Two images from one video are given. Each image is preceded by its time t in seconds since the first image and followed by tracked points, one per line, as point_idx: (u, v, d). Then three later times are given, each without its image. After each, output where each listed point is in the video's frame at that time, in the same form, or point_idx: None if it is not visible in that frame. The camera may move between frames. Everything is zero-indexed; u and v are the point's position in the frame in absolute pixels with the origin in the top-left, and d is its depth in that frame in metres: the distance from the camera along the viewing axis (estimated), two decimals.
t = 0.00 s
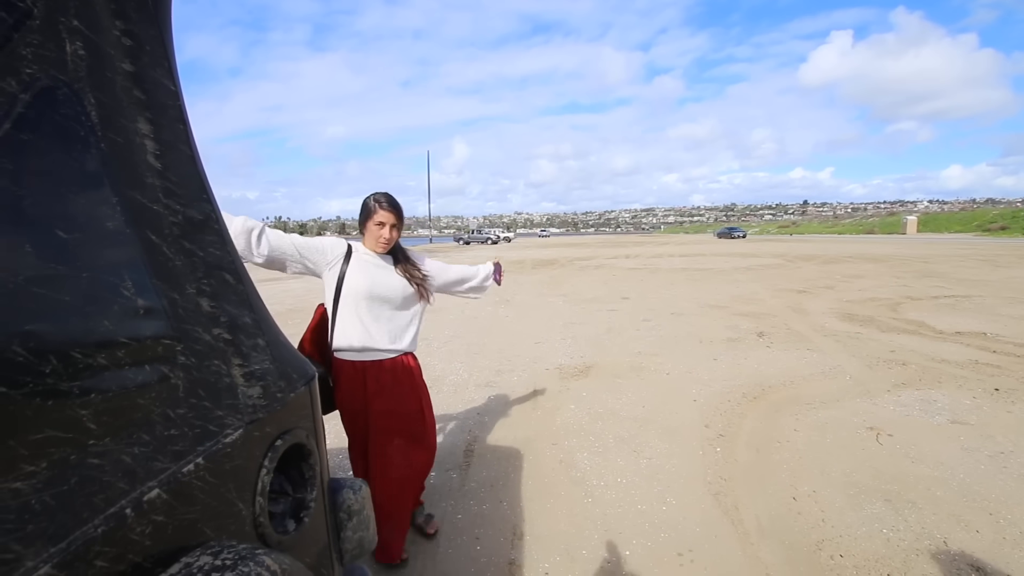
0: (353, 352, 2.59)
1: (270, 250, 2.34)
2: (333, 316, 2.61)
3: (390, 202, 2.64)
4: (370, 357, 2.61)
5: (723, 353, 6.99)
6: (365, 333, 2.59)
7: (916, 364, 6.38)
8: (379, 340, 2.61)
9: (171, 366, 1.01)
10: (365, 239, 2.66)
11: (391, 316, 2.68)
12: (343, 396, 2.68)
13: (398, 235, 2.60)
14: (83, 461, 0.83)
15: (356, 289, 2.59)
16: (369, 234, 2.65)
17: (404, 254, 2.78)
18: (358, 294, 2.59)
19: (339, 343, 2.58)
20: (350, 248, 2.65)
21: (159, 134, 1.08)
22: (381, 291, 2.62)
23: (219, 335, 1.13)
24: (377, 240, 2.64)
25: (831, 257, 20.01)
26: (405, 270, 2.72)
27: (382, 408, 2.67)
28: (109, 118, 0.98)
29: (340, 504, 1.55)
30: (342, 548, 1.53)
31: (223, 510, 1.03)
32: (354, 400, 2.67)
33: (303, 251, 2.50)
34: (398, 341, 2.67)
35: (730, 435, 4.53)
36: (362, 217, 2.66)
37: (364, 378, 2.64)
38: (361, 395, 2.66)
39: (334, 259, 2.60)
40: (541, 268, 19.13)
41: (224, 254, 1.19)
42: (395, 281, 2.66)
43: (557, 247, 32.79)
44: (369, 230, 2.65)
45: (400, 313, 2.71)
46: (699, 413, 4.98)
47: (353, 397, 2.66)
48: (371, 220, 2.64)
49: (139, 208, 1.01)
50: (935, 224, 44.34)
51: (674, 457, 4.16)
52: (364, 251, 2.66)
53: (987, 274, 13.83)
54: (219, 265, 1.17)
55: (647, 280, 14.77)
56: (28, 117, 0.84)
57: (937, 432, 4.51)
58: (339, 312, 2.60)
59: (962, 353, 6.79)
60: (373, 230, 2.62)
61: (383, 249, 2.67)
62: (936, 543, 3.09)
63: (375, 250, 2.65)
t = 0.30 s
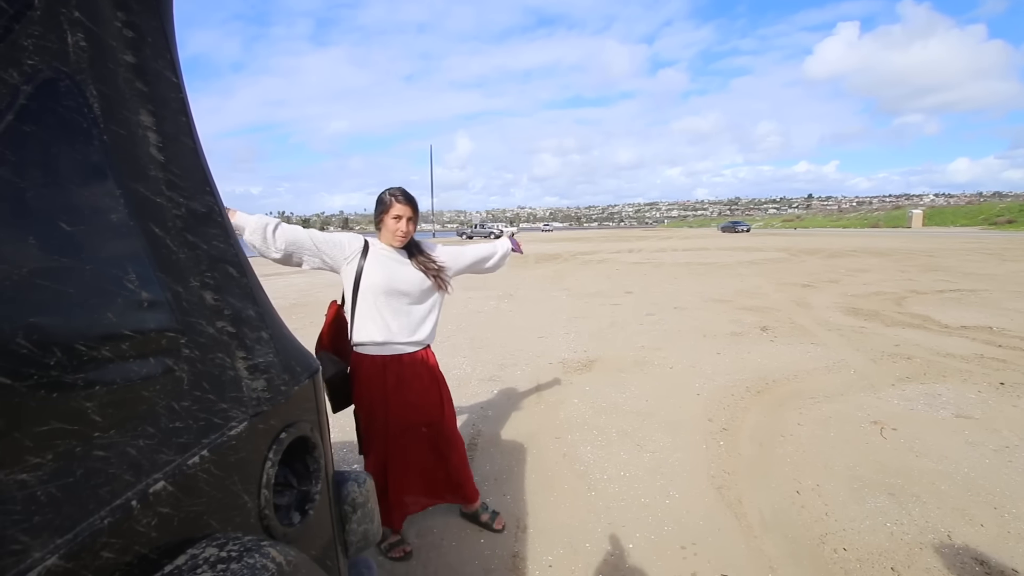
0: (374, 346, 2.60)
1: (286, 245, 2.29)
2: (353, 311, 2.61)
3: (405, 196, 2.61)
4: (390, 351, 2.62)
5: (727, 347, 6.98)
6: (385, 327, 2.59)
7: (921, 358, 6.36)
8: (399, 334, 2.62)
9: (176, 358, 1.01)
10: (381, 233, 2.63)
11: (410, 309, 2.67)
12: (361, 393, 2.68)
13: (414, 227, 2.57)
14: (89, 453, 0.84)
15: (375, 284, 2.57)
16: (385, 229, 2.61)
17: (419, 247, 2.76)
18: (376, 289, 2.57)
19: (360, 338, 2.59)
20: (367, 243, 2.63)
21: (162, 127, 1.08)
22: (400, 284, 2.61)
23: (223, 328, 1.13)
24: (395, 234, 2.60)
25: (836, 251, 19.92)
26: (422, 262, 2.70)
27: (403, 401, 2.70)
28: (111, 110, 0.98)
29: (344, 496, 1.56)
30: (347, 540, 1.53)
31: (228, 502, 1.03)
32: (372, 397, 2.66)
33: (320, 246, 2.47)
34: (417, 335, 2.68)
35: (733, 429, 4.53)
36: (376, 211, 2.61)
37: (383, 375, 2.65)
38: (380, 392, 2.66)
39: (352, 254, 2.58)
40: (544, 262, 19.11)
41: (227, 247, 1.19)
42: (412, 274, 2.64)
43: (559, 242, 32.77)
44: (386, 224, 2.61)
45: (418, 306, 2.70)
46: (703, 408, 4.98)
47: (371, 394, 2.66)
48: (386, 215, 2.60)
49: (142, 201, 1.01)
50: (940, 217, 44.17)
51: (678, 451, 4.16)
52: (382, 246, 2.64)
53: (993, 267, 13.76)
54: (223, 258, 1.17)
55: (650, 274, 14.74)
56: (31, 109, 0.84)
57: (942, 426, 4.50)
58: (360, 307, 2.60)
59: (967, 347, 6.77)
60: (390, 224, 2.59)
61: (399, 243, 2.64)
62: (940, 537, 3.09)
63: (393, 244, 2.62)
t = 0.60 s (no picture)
0: (399, 346, 2.61)
1: (311, 250, 2.35)
2: (378, 312, 2.63)
3: (429, 195, 2.61)
4: (415, 350, 2.63)
5: (731, 345, 6.96)
6: (411, 326, 2.60)
7: (927, 355, 6.33)
8: (424, 333, 2.62)
9: (179, 358, 1.01)
10: (405, 232, 2.62)
11: (434, 307, 2.68)
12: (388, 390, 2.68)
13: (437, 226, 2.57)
14: (93, 453, 0.84)
15: (398, 284, 2.58)
16: (410, 228, 2.60)
17: (440, 245, 2.74)
18: (400, 289, 2.58)
19: (387, 339, 2.61)
20: (389, 243, 2.62)
21: (164, 125, 1.08)
22: (423, 283, 2.61)
23: (227, 327, 1.13)
24: (419, 233, 2.60)
25: (840, 248, 19.85)
26: (444, 259, 2.70)
27: (428, 398, 2.71)
28: (113, 109, 0.98)
29: (348, 496, 1.56)
30: (351, 539, 1.53)
31: (233, 501, 1.03)
32: (398, 395, 2.66)
33: (344, 249, 2.47)
34: (442, 332, 2.68)
35: (737, 427, 4.52)
36: (401, 210, 2.60)
37: (409, 372, 2.65)
38: (406, 389, 2.66)
39: (375, 255, 2.57)
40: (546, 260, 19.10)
41: (230, 245, 1.19)
42: (435, 272, 2.64)
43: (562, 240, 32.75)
44: (410, 223, 2.60)
45: (443, 303, 2.70)
46: (707, 406, 4.97)
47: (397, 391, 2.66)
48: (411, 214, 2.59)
49: (145, 200, 1.01)
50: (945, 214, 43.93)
51: (682, 449, 4.15)
52: (404, 245, 2.63)
53: (1000, 264, 13.67)
54: (226, 257, 1.16)
55: (653, 272, 14.71)
56: (33, 107, 0.84)
57: (948, 424, 4.48)
58: (384, 308, 2.61)
59: (972, 344, 6.74)
60: (416, 223, 2.58)
61: (423, 241, 2.63)
62: (945, 536, 3.07)
63: (417, 242, 2.61)
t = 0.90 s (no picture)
0: (405, 349, 2.61)
1: (323, 261, 2.36)
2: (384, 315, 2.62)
3: (429, 198, 2.58)
4: (421, 352, 2.63)
5: (733, 343, 6.95)
6: (416, 328, 2.61)
7: (930, 352, 6.31)
8: (429, 335, 2.62)
9: (181, 358, 1.01)
10: (412, 235, 2.62)
11: (442, 310, 2.68)
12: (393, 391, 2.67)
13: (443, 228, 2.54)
14: (96, 454, 0.83)
15: (407, 288, 2.59)
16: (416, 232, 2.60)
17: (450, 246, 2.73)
18: (409, 293, 2.59)
19: (393, 340, 2.60)
20: (399, 246, 2.63)
21: (165, 125, 1.07)
22: (432, 286, 2.62)
23: (229, 328, 1.12)
24: (425, 237, 2.60)
25: (842, 245, 19.80)
26: (453, 261, 2.70)
27: (435, 401, 2.71)
28: (113, 108, 0.97)
29: (352, 496, 1.55)
30: (355, 539, 1.53)
31: (235, 502, 1.03)
32: (404, 395, 2.65)
33: (354, 257, 2.48)
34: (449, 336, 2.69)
35: (740, 425, 4.51)
36: (405, 215, 2.59)
37: (416, 374, 2.65)
38: (412, 390, 2.66)
39: (384, 260, 2.58)
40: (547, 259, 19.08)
41: (231, 245, 1.18)
42: (444, 275, 2.65)
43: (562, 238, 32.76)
44: (415, 228, 2.61)
45: (452, 307, 2.71)
46: (709, 404, 4.96)
47: (403, 392, 2.65)
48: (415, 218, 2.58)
49: (146, 200, 1.00)
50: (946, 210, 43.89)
51: (685, 447, 4.15)
52: (413, 248, 2.65)
53: (1003, 260, 13.63)
54: (227, 257, 1.16)
55: (654, 270, 14.70)
56: (32, 107, 0.83)
57: (951, 421, 4.47)
58: (391, 311, 2.61)
59: (975, 341, 6.72)
60: (419, 228, 2.58)
61: (431, 243, 2.63)
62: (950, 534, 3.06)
63: (424, 246, 2.62)
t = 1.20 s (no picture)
0: (400, 342, 2.61)
1: (328, 246, 2.39)
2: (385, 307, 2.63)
3: (443, 196, 2.61)
4: (414, 347, 2.62)
5: (734, 338, 6.94)
6: (412, 322, 2.60)
7: (931, 348, 6.30)
8: (425, 330, 2.61)
9: (182, 354, 1.00)
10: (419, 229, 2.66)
11: (444, 309, 2.69)
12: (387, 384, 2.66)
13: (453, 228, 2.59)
14: (96, 449, 0.83)
15: (410, 281, 2.59)
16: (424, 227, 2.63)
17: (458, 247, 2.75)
18: (412, 286, 2.59)
19: (390, 333, 2.60)
20: (405, 239, 2.65)
21: (164, 120, 1.07)
22: (436, 283, 2.63)
23: (229, 323, 1.12)
24: (432, 232, 2.63)
25: (844, 240, 19.75)
26: (457, 264, 2.72)
27: (432, 398, 2.70)
28: (111, 103, 0.97)
29: (354, 491, 1.55)
30: (356, 535, 1.53)
31: (237, 498, 1.03)
32: (399, 389, 2.65)
33: (359, 244, 2.50)
34: (446, 334, 2.68)
35: (742, 420, 4.51)
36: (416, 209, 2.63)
37: (412, 369, 2.64)
38: (408, 385, 2.65)
39: (390, 251, 2.60)
40: (548, 255, 19.08)
41: (232, 240, 1.18)
42: (447, 274, 2.67)
43: (564, 235, 32.72)
44: (423, 221, 2.64)
45: (452, 307, 2.72)
46: (711, 399, 4.96)
47: (398, 387, 2.65)
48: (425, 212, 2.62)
49: (146, 195, 1.00)
50: (948, 206, 43.80)
51: (686, 443, 4.14)
52: (418, 242, 2.66)
53: (1005, 255, 13.59)
54: (228, 252, 1.16)
55: (656, 266, 14.69)
56: (29, 101, 0.83)
57: (953, 416, 4.46)
58: (391, 303, 2.62)
59: (977, 336, 6.71)
60: (428, 221, 2.61)
61: (438, 239, 2.66)
62: (951, 529, 3.06)
63: (429, 241, 2.66)
